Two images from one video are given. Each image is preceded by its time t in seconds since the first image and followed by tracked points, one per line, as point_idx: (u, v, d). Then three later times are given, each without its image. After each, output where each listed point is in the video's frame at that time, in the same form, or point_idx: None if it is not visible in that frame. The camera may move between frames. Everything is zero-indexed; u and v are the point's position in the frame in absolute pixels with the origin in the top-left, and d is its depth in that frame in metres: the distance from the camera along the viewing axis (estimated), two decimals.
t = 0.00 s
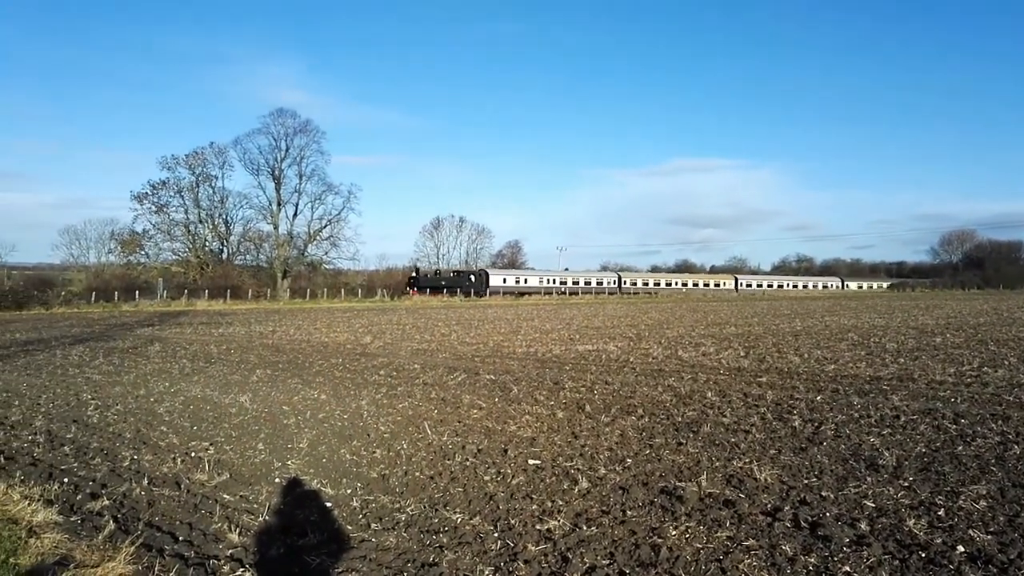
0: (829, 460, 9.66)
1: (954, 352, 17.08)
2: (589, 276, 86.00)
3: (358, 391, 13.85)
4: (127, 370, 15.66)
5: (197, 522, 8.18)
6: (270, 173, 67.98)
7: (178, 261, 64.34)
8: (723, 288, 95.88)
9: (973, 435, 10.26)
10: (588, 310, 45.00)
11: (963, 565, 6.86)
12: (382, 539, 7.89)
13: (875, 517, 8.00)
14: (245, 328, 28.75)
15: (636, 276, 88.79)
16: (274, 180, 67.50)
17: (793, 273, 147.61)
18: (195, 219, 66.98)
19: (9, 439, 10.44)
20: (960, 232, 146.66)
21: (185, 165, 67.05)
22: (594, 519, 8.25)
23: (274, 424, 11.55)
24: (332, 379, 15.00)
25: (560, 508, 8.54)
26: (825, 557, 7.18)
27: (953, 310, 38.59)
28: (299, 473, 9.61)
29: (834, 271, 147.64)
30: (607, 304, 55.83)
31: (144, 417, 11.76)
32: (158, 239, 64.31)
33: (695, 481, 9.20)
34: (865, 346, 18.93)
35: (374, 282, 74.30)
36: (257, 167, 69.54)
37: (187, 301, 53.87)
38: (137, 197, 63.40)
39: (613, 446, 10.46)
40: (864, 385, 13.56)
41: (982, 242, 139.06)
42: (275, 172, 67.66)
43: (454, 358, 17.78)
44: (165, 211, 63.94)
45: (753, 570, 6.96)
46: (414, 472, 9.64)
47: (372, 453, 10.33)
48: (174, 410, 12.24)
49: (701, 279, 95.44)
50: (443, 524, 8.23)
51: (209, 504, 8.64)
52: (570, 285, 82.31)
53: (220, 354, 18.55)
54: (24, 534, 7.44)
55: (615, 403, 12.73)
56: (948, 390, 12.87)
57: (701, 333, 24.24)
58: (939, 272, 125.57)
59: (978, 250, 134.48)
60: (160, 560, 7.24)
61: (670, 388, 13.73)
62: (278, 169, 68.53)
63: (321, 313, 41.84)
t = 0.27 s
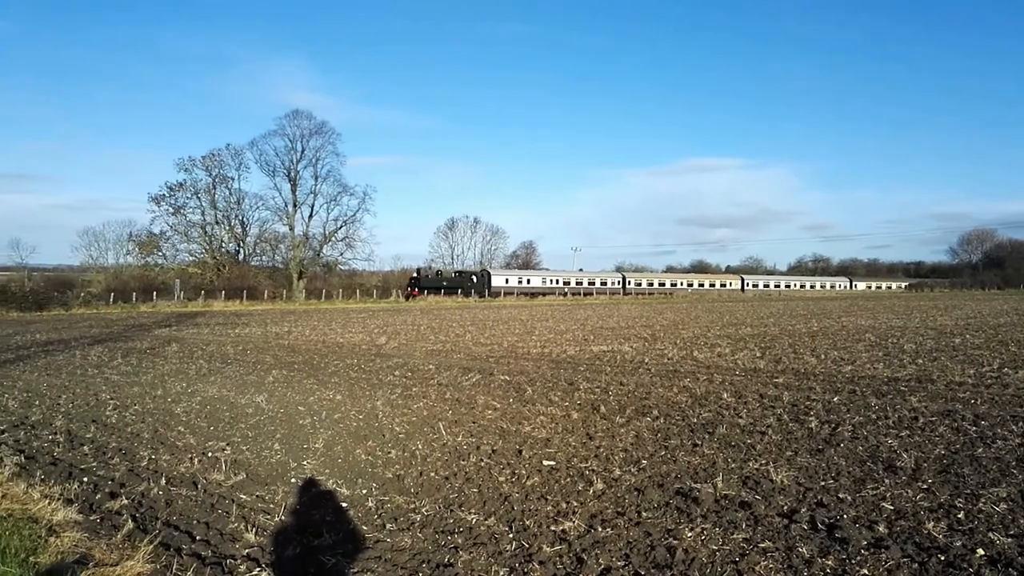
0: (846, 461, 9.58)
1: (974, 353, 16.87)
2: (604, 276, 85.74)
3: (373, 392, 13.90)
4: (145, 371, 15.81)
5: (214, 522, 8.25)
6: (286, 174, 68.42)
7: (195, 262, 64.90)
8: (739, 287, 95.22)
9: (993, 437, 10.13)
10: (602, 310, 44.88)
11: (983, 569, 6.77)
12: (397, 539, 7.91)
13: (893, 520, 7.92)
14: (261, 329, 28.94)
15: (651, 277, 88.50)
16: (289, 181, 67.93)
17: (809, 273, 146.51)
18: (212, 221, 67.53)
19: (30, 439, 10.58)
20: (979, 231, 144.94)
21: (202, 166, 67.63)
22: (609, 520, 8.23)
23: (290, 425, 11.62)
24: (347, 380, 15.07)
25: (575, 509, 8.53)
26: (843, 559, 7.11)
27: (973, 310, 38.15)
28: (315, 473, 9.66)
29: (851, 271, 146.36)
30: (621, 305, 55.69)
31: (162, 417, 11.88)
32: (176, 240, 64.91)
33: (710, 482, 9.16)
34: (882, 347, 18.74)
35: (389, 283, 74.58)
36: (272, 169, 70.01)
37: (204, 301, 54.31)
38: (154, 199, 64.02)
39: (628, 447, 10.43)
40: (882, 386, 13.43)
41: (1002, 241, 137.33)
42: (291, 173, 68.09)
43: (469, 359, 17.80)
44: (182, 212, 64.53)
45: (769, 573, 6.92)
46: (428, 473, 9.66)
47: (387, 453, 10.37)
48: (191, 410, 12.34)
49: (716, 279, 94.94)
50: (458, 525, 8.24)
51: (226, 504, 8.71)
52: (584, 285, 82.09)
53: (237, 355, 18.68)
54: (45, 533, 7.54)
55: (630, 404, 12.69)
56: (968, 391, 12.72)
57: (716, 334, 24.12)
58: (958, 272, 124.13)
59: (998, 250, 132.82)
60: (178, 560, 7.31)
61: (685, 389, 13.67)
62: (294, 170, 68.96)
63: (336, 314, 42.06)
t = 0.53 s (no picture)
0: (855, 460, 9.53)
1: (985, 351, 16.76)
2: (612, 275, 85.59)
3: (381, 391, 13.94)
4: (155, 369, 15.90)
5: (223, 520, 8.29)
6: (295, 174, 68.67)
7: (204, 262, 65.22)
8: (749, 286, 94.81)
9: (1004, 435, 10.05)
10: (611, 309, 44.82)
11: (994, 568, 6.73)
12: (405, 538, 7.93)
13: (903, 518, 7.88)
14: (270, 328, 29.05)
15: (659, 276, 88.36)
16: (298, 181, 68.17)
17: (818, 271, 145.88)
18: (221, 221, 67.85)
19: (42, 437, 10.66)
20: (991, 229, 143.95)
21: (211, 166, 67.95)
22: (617, 519, 8.22)
23: (299, 423, 11.66)
24: (355, 378, 15.11)
25: (583, 507, 8.52)
26: (852, 558, 7.08)
27: (984, 308, 37.93)
28: (324, 471, 9.69)
29: (860, 270, 145.64)
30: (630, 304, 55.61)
31: (171, 416, 11.94)
32: (185, 240, 65.26)
33: (719, 481, 9.13)
34: (892, 345, 18.63)
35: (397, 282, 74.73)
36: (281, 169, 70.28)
37: (213, 301, 54.59)
38: (164, 199, 64.38)
39: (636, 445, 10.42)
40: (891, 384, 13.36)
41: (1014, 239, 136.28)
42: (300, 173, 68.34)
43: (477, 357, 17.82)
44: (192, 212, 64.86)
45: (778, 571, 6.89)
46: (436, 471, 9.67)
47: (396, 451, 10.39)
48: (201, 409, 12.41)
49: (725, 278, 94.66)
50: (466, 523, 8.25)
51: (235, 502, 8.75)
52: (592, 284, 82.04)
53: (246, 354, 18.75)
54: (56, 531, 7.60)
55: (638, 403, 12.67)
56: (979, 390, 12.63)
57: (725, 332, 24.05)
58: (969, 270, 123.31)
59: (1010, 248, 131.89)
60: (187, 558, 7.35)
61: (694, 388, 13.64)
62: (303, 170, 69.20)
63: (345, 313, 42.20)
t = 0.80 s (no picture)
0: (862, 457, 9.51)
1: (992, 348, 16.70)
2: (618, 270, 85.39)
3: (387, 388, 13.96)
4: (162, 367, 15.97)
5: (231, 518, 8.33)
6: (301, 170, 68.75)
7: (211, 259, 65.42)
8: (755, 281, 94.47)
9: (1012, 433, 10.01)
10: (617, 305, 44.76)
11: (1002, 567, 6.71)
12: (412, 535, 7.95)
13: (911, 517, 7.86)
14: (276, 325, 29.12)
15: (665, 271, 88.28)
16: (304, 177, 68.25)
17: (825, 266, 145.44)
18: (227, 217, 67.99)
19: (50, 435, 10.72)
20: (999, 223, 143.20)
21: (218, 163, 68.05)
22: (623, 517, 8.22)
23: (305, 421, 11.69)
24: (361, 376, 15.15)
25: (589, 505, 8.53)
26: (859, 557, 7.07)
27: (993, 304, 37.81)
28: (330, 469, 9.72)
29: (867, 264, 145.09)
30: (636, 299, 55.53)
31: (179, 414, 11.99)
32: (192, 236, 65.44)
33: (725, 478, 9.13)
34: (899, 342, 18.58)
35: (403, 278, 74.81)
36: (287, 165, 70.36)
37: (220, 298, 54.74)
38: (171, 196, 64.53)
39: (642, 443, 10.41)
40: (898, 381, 13.32)
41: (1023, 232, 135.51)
42: (306, 169, 68.42)
43: (482, 354, 17.83)
44: (198, 209, 65.03)
45: (785, 570, 6.89)
46: (443, 469, 9.70)
47: (402, 449, 10.41)
48: (208, 406, 12.45)
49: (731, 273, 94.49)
50: (473, 521, 8.27)
51: (242, 500, 8.79)
52: (598, 280, 82.04)
53: (252, 352, 18.80)
54: (65, 529, 7.64)
55: (644, 400, 12.66)
56: (986, 386, 12.58)
57: (731, 329, 24.01)
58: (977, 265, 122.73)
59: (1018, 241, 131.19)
60: (196, 556, 7.38)
61: (700, 385, 13.62)
62: (309, 166, 69.29)
63: (350, 310, 42.24)
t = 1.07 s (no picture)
0: (873, 463, 9.44)
1: (1004, 353, 16.58)
2: (626, 275, 85.28)
3: (396, 393, 13.97)
4: (172, 372, 16.04)
5: (240, 522, 8.34)
6: (310, 176, 69.04)
7: (220, 264, 65.74)
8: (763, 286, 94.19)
9: None
10: (626, 310, 44.69)
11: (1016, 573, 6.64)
12: (421, 540, 7.94)
13: (922, 523, 7.80)
14: (285, 330, 29.20)
15: (673, 276, 88.17)
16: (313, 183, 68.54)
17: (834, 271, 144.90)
18: (237, 223, 68.30)
19: (61, 439, 10.78)
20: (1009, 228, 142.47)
21: (227, 169, 68.42)
22: (633, 522, 8.19)
23: (314, 426, 11.71)
24: (370, 380, 15.17)
25: (598, 510, 8.50)
26: (871, 563, 7.02)
27: (1004, 309, 37.65)
28: (339, 473, 9.73)
29: (876, 269, 144.45)
30: (643, 305, 55.45)
31: (188, 418, 12.03)
32: (201, 242, 65.77)
33: (735, 484, 9.08)
34: (909, 347, 18.48)
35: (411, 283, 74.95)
36: (296, 171, 70.64)
37: (229, 303, 54.95)
38: (181, 201, 64.89)
39: (651, 448, 10.38)
40: (909, 386, 13.24)
41: None
42: (315, 175, 68.71)
43: (491, 359, 17.83)
44: (208, 215, 65.36)
45: None
46: (452, 473, 9.69)
47: (411, 454, 10.42)
48: (217, 411, 12.48)
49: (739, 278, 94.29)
50: (482, 526, 8.25)
51: (252, 504, 8.80)
52: (606, 285, 82.01)
53: (261, 356, 18.85)
54: (76, 532, 7.67)
55: (653, 405, 12.63)
56: (998, 392, 12.49)
57: (740, 334, 23.94)
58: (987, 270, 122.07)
59: None
60: (205, 559, 7.40)
61: (709, 390, 13.58)
62: (318, 172, 69.60)
63: (359, 315, 42.34)
